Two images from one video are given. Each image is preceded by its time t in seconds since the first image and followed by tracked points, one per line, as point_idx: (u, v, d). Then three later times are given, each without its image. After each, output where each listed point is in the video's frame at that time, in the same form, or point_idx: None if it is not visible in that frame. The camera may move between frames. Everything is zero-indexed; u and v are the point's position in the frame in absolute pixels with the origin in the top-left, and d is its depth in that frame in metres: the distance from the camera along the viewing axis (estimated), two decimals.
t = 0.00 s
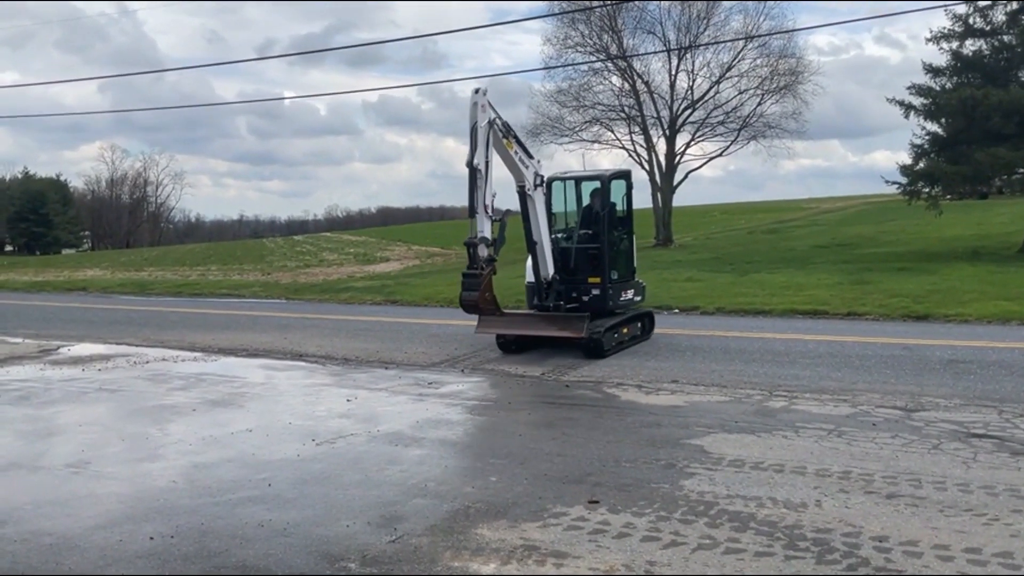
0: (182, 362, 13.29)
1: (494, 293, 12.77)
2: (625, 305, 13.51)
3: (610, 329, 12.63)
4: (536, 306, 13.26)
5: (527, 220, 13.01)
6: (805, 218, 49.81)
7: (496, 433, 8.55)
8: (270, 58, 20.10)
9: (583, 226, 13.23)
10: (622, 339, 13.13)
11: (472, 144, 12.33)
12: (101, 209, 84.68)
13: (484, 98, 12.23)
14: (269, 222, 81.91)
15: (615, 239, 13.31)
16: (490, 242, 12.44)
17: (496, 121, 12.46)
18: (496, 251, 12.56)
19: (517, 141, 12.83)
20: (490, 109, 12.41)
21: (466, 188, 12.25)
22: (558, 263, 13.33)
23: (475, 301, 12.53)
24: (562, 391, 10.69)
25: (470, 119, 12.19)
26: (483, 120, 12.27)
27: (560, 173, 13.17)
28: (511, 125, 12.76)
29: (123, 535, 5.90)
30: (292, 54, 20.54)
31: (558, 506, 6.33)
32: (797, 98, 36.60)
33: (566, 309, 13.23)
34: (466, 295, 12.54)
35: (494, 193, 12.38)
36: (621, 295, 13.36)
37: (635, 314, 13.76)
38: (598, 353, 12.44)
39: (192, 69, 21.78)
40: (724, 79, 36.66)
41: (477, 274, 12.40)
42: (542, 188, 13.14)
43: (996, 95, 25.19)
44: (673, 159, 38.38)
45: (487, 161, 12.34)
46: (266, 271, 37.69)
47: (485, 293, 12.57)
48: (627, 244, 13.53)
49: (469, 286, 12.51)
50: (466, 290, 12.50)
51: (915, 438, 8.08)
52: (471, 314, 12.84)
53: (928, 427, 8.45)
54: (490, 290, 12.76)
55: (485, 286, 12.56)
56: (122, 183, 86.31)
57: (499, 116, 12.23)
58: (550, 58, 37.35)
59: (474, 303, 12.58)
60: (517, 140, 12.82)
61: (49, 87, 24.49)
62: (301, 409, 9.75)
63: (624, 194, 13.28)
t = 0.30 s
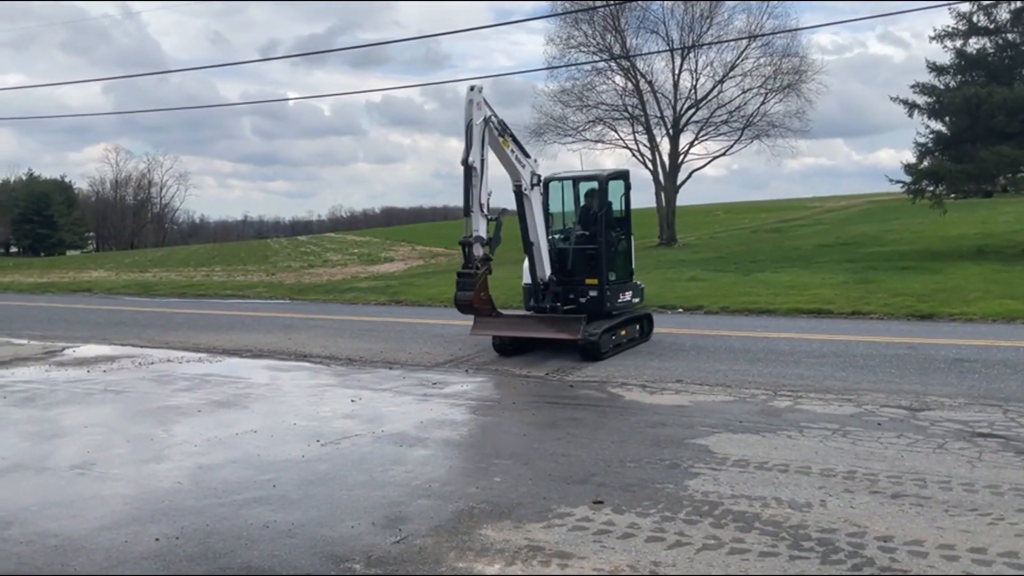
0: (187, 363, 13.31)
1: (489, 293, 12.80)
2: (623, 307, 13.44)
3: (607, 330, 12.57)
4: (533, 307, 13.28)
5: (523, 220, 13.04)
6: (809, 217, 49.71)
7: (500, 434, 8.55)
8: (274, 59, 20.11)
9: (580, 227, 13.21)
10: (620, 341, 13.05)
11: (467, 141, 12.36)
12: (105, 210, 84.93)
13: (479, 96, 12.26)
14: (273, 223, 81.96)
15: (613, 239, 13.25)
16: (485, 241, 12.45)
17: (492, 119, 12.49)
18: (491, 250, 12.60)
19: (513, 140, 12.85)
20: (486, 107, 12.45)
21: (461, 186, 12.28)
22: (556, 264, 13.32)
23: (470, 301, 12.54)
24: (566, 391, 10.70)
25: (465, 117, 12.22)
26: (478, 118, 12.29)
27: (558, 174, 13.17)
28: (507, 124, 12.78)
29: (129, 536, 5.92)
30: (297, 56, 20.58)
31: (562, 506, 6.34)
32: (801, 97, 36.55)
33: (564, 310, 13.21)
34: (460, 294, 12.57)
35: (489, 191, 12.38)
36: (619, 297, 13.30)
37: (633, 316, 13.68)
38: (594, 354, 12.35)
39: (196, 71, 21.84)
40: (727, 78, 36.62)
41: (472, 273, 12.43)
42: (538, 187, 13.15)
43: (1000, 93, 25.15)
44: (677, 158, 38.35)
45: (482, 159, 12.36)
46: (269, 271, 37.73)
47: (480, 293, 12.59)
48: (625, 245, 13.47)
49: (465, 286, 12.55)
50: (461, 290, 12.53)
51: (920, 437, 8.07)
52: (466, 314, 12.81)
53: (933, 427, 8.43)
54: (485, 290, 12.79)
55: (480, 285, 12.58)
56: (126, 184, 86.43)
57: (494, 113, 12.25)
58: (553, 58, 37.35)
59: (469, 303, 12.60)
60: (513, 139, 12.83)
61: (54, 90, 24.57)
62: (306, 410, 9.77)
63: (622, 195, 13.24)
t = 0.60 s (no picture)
0: (193, 363, 13.34)
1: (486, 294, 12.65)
2: (623, 308, 13.39)
3: (606, 332, 12.44)
4: (531, 308, 13.25)
5: (521, 220, 12.97)
6: (815, 216, 49.64)
7: (505, 433, 8.54)
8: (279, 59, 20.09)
9: (579, 227, 13.17)
10: (620, 342, 12.93)
11: (463, 140, 12.14)
12: (112, 210, 85.16)
13: (476, 94, 12.06)
14: (278, 223, 82.04)
15: (613, 240, 13.20)
16: (483, 241, 12.25)
17: (488, 117, 12.27)
18: (488, 251, 12.38)
19: (510, 138, 12.70)
20: (482, 105, 12.22)
21: (458, 185, 12.07)
22: (555, 265, 13.27)
23: (467, 302, 12.40)
24: (572, 390, 10.69)
25: (461, 115, 12.00)
26: (474, 116, 12.07)
27: (555, 173, 13.16)
28: (503, 122, 12.61)
29: (136, 535, 5.93)
30: (302, 56, 20.62)
31: (569, 505, 6.33)
32: (806, 95, 36.47)
33: (562, 311, 13.18)
34: (457, 295, 12.42)
35: (486, 191, 12.17)
36: (618, 297, 13.25)
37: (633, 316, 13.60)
38: (594, 356, 12.21)
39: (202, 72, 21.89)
40: (733, 76, 36.57)
41: (469, 274, 12.23)
42: (537, 187, 13.13)
43: (1006, 91, 25.08)
44: (682, 157, 38.30)
45: (479, 157, 12.14)
46: (275, 271, 37.80)
47: (477, 294, 12.42)
48: (625, 245, 13.43)
49: (462, 287, 12.38)
50: (458, 291, 12.36)
51: (927, 436, 8.04)
52: (462, 315, 12.71)
53: (940, 426, 8.41)
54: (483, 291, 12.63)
55: (477, 287, 12.40)
56: (132, 184, 86.65)
57: (491, 111, 12.05)
58: (558, 56, 37.33)
59: (466, 305, 12.46)
60: (509, 137, 12.69)
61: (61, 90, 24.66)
62: (312, 410, 9.78)
63: (622, 194, 13.20)
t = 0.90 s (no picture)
0: (201, 362, 13.37)
1: (483, 294, 12.60)
2: (624, 308, 13.32)
3: (604, 333, 12.31)
4: (530, 309, 13.23)
5: (520, 220, 12.90)
6: (823, 215, 49.51)
7: (511, 431, 8.57)
8: (287, 59, 20.11)
9: (579, 227, 13.12)
10: (620, 343, 12.81)
11: (460, 138, 12.01)
12: (119, 210, 85.37)
13: (473, 91, 11.91)
14: (285, 222, 82.12)
15: (613, 239, 13.13)
16: (480, 240, 12.17)
17: (486, 114, 12.11)
18: (486, 250, 12.32)
19: (508, 136, 12.58)
20: (479, 102, 12.05)
21: (454, 184, 11.97)
22: (554, 265, 13.22)
23: (463, 303, 12.37)
24: (579, 388, 10.70)
25: (458, 113, 11.84)
26: (472, 114, 11.91)
27: (555, 172, 13.09)
28: (501, 120, 12.46)
29: (146, 532, 5.96)
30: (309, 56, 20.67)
31: (576, 503, 6.34)
32: (813, 94, 36.40)
33: (562, 311, 13.15)
34: (454, 295, 12.39)
35: (483, 190, 12.07)
36: (619, 298, 13.19)
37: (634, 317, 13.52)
38: (593, 358, 12.08)
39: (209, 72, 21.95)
40: (740, 74, 36.51)
41: (466, 274, 12.19)
42: (536, 186, 13.03)
43: (1014, 89, 25.00)
44: (689, 156, 38.27)
45: (476, 155, 12.03)
46: (281, 270, 37.83)
47: (473, 295, 12.37)
48: (625, 245, 13.34)
49: (458, 287, 12.35)
50: (454, 291, 12.34)
51: (934, 434, 8.03)
52: (459, 315, 12.63)
53: (948, 424, 8.40)
54: (480, 290, 12.58)
55: (473, 287, 12.35)
56: (139, 184, 86.85)
57: (489, 109, 11.89)
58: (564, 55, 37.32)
59: (462, 305, 12.41)
60: (508, 135, 12.57)
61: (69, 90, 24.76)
62: (319, 408, 9.81)
63: (622, 193, 13.12)
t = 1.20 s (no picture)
0: (209, 361, 13.42)
1: (479, 294, 12.26)
2: (624, 309, 13.08)
3: (604, 335, 12.12)
4: (528, 310, 12.99)
5: (517, 219, 12.70)
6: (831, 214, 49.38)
7: (518, 430, 8.56)
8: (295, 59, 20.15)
9: (578, 226, 12.91)
10: (619, 345, 12.64)
11: (457, 134, 11.84)
12: (128, 210, 85.71)
13: (469, 87, 11.81)
14: (293, 223, 82.32)
15: (613, 239, 12.90)
16: (476, 239, 11.90)
17: (482, 111, 11.98)
18: (482, 250, 12.03)
19: (506, 134, 12.40)
20: (475, 99, 11.94)
21: (450, 181, 11.70)
22: (553, 265, 13.02)
23: (459, 303, 11.99)
24: (587, 387, 10.70)
25: (454, 109, 11.72)
26: (468, 110, 11.78)
27: (554, 171, 12.89)
28: (498, 117, 12.31)
29: (155, 530, 5.98)
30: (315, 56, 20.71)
31: (584, 501, 6.35)
32: (821, 92, 36.30)
33: (560, 313, 12.92)
34: (449, 295, 12.01)
35: (479, 187, 11.79)
36: (618, 299, 12.95)
37: (635, 318, 13.28)
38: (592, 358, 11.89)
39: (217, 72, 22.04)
40: (747, 73, 36.45)
41: (462, 272, 11.87)
42: (532, 185, 12.80)
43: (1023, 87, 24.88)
44: (696, 154, 38.22)
45: (472, 152, 11.85)
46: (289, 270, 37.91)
47: (469, 294, 12.03)
48: (626, 245, 13.11)
49: (454, 287, 11.99)
50: (450, 290, 12.01)
51: (943, 433, 8.01)
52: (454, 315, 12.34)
53: (957, 423, 8.37)
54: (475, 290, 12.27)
55: (469, 287, 12.01)
56: (148, 184, 87.18)
57: (485, 104, 11.75)
58: (571, 54, 37.33)
59: (459, 305, 12.05)
60: (505, 133, 12.38)
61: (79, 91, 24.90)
62: (327, 407, 9.83)
63: (623, 193, 12.89)
